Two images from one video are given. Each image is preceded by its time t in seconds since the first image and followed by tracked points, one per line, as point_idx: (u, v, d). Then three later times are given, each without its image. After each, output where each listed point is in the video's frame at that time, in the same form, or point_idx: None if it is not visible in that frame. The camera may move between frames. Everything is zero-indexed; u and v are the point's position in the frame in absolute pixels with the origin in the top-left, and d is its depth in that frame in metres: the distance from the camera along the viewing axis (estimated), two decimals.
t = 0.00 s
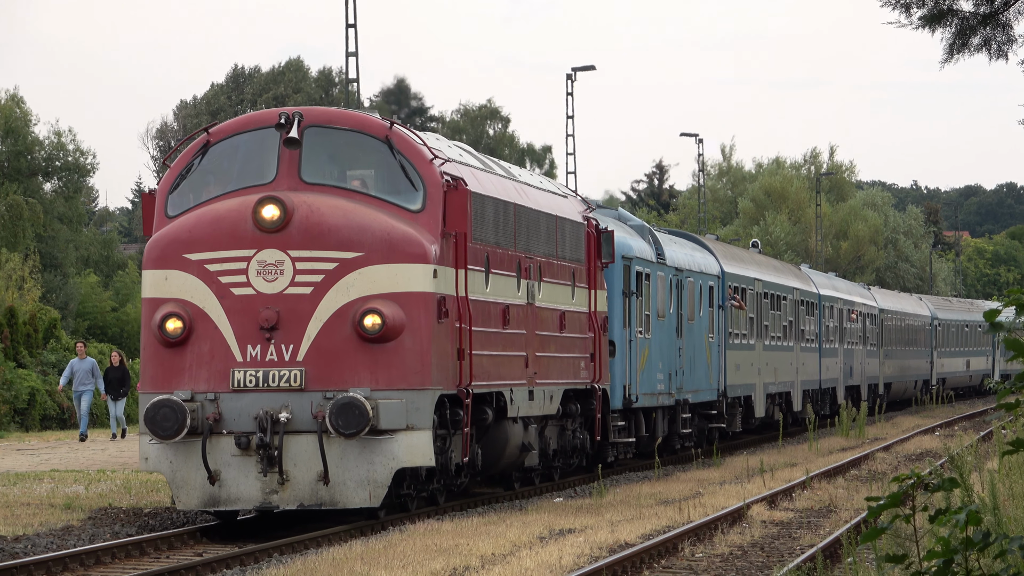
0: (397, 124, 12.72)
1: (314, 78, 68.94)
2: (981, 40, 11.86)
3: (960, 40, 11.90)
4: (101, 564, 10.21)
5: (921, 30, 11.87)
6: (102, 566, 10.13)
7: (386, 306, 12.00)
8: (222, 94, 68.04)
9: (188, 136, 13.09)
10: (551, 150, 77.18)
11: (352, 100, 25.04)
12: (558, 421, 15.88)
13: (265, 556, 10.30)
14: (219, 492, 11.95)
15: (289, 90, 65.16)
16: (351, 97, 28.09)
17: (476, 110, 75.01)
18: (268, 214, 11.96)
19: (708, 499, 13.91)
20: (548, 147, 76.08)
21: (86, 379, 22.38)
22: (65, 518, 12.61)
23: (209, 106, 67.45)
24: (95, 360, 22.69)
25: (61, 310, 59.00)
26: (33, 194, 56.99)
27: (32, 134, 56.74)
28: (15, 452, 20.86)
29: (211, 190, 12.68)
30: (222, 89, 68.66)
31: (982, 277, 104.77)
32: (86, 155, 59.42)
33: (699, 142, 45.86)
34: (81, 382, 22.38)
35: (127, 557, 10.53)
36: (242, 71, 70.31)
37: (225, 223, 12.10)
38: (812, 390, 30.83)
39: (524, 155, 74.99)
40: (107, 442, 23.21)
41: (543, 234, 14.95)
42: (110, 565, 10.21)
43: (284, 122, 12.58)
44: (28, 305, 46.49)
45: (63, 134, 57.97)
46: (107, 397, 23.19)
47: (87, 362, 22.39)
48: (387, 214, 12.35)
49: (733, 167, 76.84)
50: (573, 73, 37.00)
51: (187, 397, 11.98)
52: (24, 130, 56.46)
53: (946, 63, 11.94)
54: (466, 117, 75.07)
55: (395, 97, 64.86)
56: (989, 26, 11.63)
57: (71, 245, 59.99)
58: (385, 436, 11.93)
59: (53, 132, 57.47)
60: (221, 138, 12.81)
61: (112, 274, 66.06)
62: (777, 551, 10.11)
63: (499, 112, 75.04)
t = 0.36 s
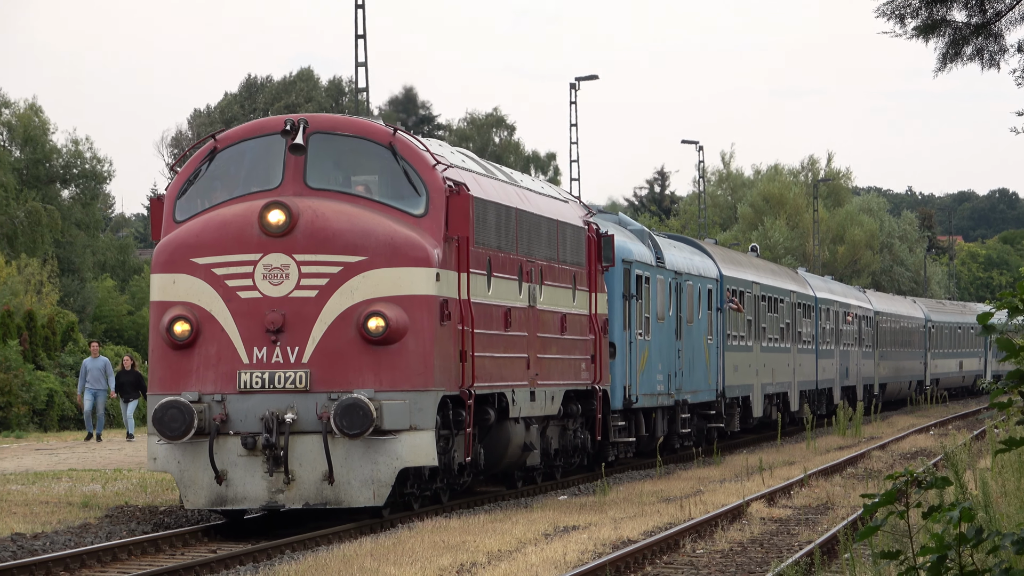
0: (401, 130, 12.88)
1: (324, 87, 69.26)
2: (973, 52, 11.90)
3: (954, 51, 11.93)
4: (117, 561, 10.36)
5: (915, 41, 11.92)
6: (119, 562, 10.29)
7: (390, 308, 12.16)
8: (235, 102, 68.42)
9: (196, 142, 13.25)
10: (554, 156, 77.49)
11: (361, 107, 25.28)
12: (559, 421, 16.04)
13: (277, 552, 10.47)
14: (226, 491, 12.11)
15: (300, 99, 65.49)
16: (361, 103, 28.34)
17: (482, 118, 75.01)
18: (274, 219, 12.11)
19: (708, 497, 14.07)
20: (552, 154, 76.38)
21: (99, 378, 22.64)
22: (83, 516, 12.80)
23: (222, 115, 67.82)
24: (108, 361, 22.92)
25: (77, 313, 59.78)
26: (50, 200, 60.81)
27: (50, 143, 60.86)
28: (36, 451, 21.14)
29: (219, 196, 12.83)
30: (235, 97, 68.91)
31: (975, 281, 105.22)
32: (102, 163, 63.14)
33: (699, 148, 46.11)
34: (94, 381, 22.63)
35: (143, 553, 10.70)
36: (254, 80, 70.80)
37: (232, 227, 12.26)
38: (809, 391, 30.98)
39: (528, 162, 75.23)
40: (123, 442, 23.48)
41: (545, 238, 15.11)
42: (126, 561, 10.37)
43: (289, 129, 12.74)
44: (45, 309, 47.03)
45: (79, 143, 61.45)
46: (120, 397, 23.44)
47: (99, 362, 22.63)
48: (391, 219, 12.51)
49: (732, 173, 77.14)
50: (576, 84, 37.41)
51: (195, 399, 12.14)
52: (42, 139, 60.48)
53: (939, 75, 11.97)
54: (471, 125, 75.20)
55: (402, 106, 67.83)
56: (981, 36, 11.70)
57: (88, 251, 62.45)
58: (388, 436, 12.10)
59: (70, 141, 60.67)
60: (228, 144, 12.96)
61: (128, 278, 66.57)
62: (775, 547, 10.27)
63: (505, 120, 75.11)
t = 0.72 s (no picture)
0: (404, 136, 13.04)
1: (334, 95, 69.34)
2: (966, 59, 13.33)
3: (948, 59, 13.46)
4: (134, 557, 10.52)
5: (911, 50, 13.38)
6: (135, 559, 10.44)
7: (393, 311, 12.31)
8: (248, 111, 68.79)
9: (202, 148, 13.41)
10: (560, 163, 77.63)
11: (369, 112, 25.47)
12: (561, 421, 16.20)
13: (289, 549, 10.64)
14: (233, 491, 12.26)
15: (312, 108, 65.76)
16: (370, 108, 28.57)
17: (488, 125, 75.21)
18: (279, 223, 12.27)
19: (708, 495, 14.24)
20: (558, 161, 76.48)
21: (108, 382, 22.72)
22: (99, 515, 12.99)
23: (236, 123, 68.22)
24: (116, 364, 22.99)
25: (94, 316, 60.77)
26: (67, 206, 61.75)
27: (67, 150, 62.06)
28: (55, 450, 21.43)
29: (225, 201, 12.99)
30: (250, 106, 69.01)
31: (969, 284, 105.57)
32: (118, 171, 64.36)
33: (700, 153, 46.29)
34: (104, 386, 22.70)
35: (158, 550, 10.86)
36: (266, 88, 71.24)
37: (239, 232, 12.41)
38: (806, 392, 31.15)
39: (534, 169, 75.59)
40: (138, 442, 23.75)
41: (546, 242, 15.27)
42: (142, 558, 10.53)
43: (294, 135, 12.90)
44: (63, 313, 47.56)
45: (95, 150, 62.70)
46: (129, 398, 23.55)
47: (109, 367, 22.68)
48: (394, 223, 12.66)
49: (732, 179, 77.39)
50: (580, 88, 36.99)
51: (201, 400, 12.29)
52: (60, 146, 61.58)
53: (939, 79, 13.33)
54: (478, 133, 75.44)
55: (412, 114, 68.61)
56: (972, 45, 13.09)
57: (105, 256, 62.55)
58: (392, 436, 12.26)
59: (86, 150, 62.18)
60: (234, 150, 13.12)
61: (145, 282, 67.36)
62: (775, 544, 10.44)
63: (511, 127, 75.30)
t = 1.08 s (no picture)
0: (406, 142, 13.20)
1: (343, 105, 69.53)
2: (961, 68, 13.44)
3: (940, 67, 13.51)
4: (148, 555, 10.71)
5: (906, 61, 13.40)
6: (150, 556, 10.63)
7: (395, 314, 12.46)
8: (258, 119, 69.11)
9: (208, 154, 13.58)
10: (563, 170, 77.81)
11: (378, 121, 25.71)
12: (560, 423, 16.36)
13: (298, 547, 10.82)
14: (237, 491, 12.41)
15: (321, 116, 65.96)
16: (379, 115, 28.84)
17: (493, 133, 75.34)
18: (283, 228, 12.43)
19: (707, 493, 14.40)
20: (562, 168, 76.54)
21: (116, 384, 22.90)
22: (114, 513, 13.19)
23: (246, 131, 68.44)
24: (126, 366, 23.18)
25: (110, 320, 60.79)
26: (83, 212, 62.99)
27: (84, 157, 63.27)
28: (72, 450, 21.70)
29: (230, 206, 13.15)
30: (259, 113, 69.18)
31: (962, 288, 105.97)
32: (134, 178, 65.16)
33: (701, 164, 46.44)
34: (113, 386, 22.89)
35: (171, 547, 11.05)
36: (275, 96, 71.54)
37: (243, 236, 12.57)
38: (802, 393, 31.33)
39: (538, 176, 75.55)
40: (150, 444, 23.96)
41: (546, 246, 15.43)
42: (156, 555, 10.71)
43: (298, 141, 13.05)
44: (78, 316, 48.20)
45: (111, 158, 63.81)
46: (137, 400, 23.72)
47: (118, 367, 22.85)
48: (396, 227, 12.82)
49: (731, 186, 77.59)
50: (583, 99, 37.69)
51: (206, 401, 12.45)
52: (77, 153, 62.80)
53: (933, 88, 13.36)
54: (483, 140, 75.59)
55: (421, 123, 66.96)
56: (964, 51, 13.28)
57: (121, 261, 63.26)
58: (394, 437, 12.41)
59: (103, 157, 62.91)
60: (239, 156, 13.28)
61: (158, 287, 67.81)
62: (773, 541, 10.59)
63: (515, 135, 75.49)
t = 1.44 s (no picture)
0: (405, 147, 13.36)
1: (350, 112, 69.67)
2: (951, 77, 14.30)
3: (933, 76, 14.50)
4: (160, 551, 10.90)
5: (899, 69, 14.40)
6: (162, 553, 10.81)
7: (394, 316, 12.63)
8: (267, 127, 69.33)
9: (210, 159, 13.73)
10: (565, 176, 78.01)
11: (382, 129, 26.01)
12: (558, 423, 16.53)
13: (306, 544, 11.02)
14: (239, 490, 12.56)
15: (328, 124, 66.18)
16: (384, 120, 29.07)
17: (497, 140, 75.60)
18: (285, 232, 12.58)
19: (705, 491, 14.58)
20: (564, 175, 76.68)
21: (122, 385, 22.95)
22: (127, 510, 13.40)
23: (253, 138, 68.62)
24: (132, 368, 23.21)
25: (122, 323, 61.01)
26: (98, 218, 63.16)
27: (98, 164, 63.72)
28: (85, 450, 21.96)
29: (232, 211, 13.30)
30: (270, 123, 68.99)
31: (953, 290, 106.45)
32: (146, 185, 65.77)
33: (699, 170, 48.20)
34: (118, 388, 22.94)
35: (183, 545, 11.24)
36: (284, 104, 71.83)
37: (245, 240, 12.72)
38: (796, 394, 31.53)
39: (541, 183, 75.68)
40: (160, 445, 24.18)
41: (544, 250, 15.59)
42: (168, 552, 10.90)
43: (299, 146, 13.21)
44: (92, 319, 48.70)
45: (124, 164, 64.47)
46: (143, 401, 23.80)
47: (124, 370, 22.88)
48: (395, 231, 12.97)
49: (728, 191, 77.86)
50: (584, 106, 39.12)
51: (208, 403, 12.61)
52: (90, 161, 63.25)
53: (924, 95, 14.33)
54: (487, 147, 75.82)
55: (423, 129, 69.99)
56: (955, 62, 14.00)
57: (133, 265, 63.19)
58: (394, 437, 12.56)
59: (116, 163, 63.12)
60: (241, 161, 13.43)
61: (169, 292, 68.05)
62: (769, 538, 10.77)
63: (518, 142, 75.73)
